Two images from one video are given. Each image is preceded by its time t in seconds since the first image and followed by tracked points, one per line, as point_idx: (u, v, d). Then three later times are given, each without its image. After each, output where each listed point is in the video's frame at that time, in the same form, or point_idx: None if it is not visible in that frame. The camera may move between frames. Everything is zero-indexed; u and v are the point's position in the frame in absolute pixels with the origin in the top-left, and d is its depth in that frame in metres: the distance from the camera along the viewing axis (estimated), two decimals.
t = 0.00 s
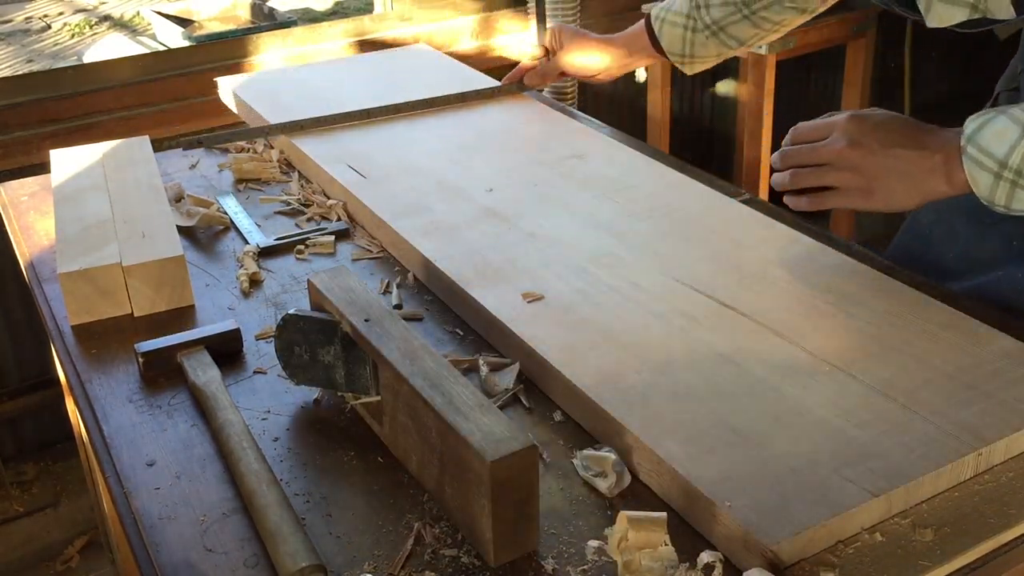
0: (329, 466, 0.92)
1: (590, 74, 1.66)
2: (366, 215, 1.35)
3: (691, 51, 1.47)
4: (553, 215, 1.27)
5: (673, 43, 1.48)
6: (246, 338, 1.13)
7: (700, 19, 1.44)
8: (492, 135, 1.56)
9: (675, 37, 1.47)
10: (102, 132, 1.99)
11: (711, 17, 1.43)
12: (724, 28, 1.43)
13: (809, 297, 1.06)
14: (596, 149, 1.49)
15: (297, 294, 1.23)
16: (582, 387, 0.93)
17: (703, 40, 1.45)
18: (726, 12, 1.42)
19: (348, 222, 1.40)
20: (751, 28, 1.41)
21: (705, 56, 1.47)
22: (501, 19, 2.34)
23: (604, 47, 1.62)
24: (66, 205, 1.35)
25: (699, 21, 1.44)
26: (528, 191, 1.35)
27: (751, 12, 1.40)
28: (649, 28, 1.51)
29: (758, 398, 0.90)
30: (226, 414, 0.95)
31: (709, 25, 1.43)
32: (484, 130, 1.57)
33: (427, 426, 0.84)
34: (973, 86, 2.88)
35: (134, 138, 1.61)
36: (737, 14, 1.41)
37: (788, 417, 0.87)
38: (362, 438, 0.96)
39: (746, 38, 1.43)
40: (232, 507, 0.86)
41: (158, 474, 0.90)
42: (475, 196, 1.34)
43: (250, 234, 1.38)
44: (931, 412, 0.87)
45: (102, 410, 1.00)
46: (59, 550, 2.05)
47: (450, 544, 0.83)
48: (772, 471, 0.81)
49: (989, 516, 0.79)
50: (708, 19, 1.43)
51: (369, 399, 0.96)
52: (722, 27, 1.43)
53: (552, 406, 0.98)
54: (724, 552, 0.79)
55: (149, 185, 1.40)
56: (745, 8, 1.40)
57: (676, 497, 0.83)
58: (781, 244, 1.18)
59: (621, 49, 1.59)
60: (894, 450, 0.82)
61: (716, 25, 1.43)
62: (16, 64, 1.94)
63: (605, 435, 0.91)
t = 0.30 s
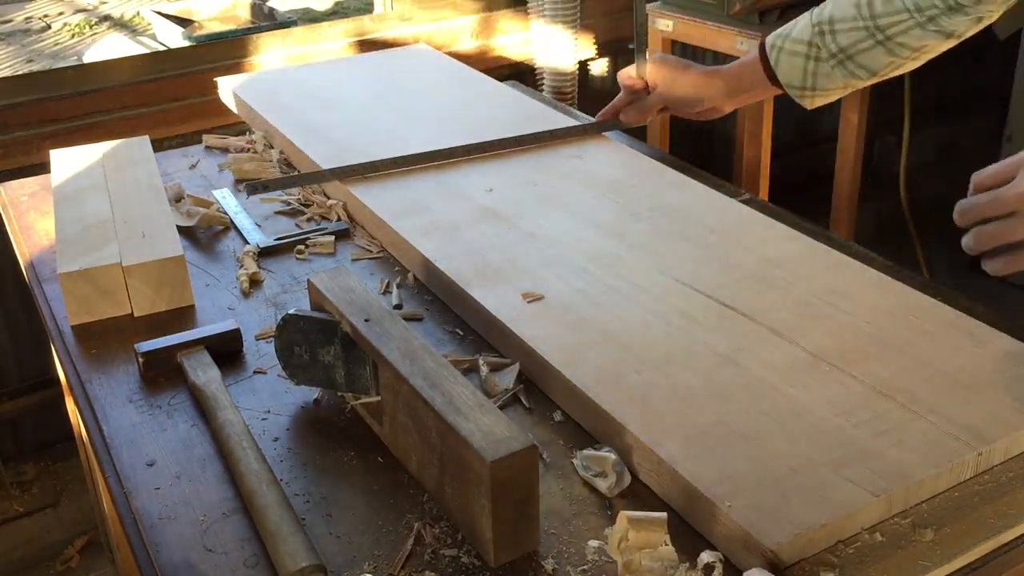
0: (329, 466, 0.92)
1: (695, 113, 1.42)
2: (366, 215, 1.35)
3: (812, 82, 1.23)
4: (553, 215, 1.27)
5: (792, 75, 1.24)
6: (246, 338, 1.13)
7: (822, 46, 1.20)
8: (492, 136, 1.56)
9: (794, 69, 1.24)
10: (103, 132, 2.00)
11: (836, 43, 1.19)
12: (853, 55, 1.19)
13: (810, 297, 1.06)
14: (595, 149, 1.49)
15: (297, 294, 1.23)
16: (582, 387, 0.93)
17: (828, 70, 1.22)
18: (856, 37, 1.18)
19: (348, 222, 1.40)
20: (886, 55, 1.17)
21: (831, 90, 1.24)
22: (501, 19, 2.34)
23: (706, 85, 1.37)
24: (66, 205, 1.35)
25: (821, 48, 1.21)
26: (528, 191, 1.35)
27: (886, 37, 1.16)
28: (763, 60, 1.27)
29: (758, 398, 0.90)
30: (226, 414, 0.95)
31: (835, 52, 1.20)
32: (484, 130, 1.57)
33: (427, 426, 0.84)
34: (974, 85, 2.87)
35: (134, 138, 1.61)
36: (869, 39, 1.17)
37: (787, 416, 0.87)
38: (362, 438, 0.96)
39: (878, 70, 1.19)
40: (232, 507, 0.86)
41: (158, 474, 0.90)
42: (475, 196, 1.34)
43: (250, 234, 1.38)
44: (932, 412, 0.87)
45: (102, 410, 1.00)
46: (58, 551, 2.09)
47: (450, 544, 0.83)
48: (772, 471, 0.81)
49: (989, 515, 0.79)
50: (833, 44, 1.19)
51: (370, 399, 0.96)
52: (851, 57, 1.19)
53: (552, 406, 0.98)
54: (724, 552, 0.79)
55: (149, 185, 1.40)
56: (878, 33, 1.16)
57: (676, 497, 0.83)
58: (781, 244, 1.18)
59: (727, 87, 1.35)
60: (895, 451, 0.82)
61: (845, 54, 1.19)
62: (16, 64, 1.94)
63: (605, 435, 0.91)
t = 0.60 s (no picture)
0: (328, 466, 0.92)
1: (788, 147, 1.23)
2: (366, 215, 1.35)
3: (930, 98, 1.04)
4: (553, 216, 1.27)
5: (906, 92, 1.05)
6: (246, 338, 1.13)
7: (943, 55, 1.03)
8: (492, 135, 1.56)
9: (910, 85, 1.05)
10: (104, 132, 2.00)
11: (957, 50, 1.02)
12: (977, 63, 1.01)
13: (810, 297, 1.06)
14: (596, 149, 1.49)
15: (297, 294, 1.23)
16: (582, 387, 0.93)
17: (949, 83, 1.03)
18: (982, 41, 1.00)
19: (348, 222, 1.40)
20: (1015, 58, 1.00)
21: (953, 107, 1.05)
22: (501, 19, 2.34)
23: (804, 116, 1.18)
24: (66, 205, 1.35)
25: (940, 58, 1.03)
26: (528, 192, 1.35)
27: (1015, 37, 0.99)
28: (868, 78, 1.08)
29: (757, 398, 0.90)
30: (226, 414, 0.95)
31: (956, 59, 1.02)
32: (484, 130, 1.57)
33: (427, 426, 0.84)
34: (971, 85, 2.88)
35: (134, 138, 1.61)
36: (994, 43, 1.00)
37: (786, 416, 0.87)
38: (362, 438, 0.96)
39: (1008, 75, 1.01)
40: (232, 507, 0.86)
41: (158, 474, 0.90)
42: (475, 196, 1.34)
43: (250, 234, 1.38)
44: (931, 412, 0.87)
45: (102, 410, 1.00)
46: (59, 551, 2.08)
47: (450, 544, 0.83)
48: (772, 471, 0.81)
49: (989, 515, 0.79)
50: (953, 52, 1.02)
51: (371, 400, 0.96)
52: (976, 64, 1.01)
53: (552, 406, 0.98)
54: (724, 552, 0.79)
55: (149, 185, 1.40)
56: (1007, 33, 0.99)
57: (676, 497, 0.83)
58: (781, 244, 1.18)
59: (828, 118, 1.15)
60: (894, 451, 0.82)
61: (968, 61, 1.02)
62: (16, 64, 1.94)
63: (605, 435, 0.91)
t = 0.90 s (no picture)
0: (329, 466, 0.92)
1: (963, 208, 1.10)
2: (365, 215, 1.35)
3: None
4: (554, 216, 1.27)
5: None
6: (246, 338, 1.13)
7: None
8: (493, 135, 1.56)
9: None
10: (104, 132, 2.00)
11: None
12: None
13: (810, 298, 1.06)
14: (596, 148, 1.49)
15: (297, 294, 1.23)
16: (582, 388, 0.93)
17: None
18: None
19: (348, 222, 1.40)
20: None
21: None
22: (501, 19, 2.34)
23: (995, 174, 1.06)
24: (66, 205, 1.35)
25: None
26: (528, 191, 1.35)
27: None
28: None
29: (757, 398, 0.90)
30: (226, 414, 0.95)
31: None
32: (484, 130, 1.57)
33: (427, 426, 0.84)
34: (970, 84, 2.88)
35: (134, 138, 1.61)
36: None
37: (787, 416, 0.87)
38: (362, 438, 0.96)
39: None
40: (232, 507, 0.86)
41: (158, 474, 0.90)
42: (475, 196, 1.34)
43: (250, 234, 1.38)
44: (932, 413, 0.86)
45: (102, 410, 1.00)
46: (59, 551, 2.08)
47: (450, 544, 0.83)
48: (772, 471, 0.81)
49: (989, 515, 0.79)
50: None
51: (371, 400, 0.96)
52: None
53: (553, 406, 0.98)
54: (724, 552, 0.79)
55: (149, 185, 1.40)
56: None
57: (676, 497, 0.83)
58: (781, 244, 1.18)
59: (1020, 177, 1.06)
60: (894, 451, 0.82)
61: None
62: (16, 64, 1.94)
63: (605, 435, 0.91)
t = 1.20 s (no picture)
0: (329, 466, 0.92)
1: None
2: (365, 215, 1.35)
3: None
4: (554, 216, 1.27)
5: None
6: (246, 338, 1.13)
7: None
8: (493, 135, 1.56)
9: None
10: (104, 132, 2.00)
11: None
12: None
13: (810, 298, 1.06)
14: (596, 148, 1.49)
15: (297, 294, 1.23)
16: (582, 388, 0.93)
17: None
18: None
19: (348, 222, 1.40)
20: None
21: None
22: (501, 19, 2.34)
23: None
24: (65, 205, 1.35)
25: None
26: (528, 191, 1.35)
27: None
28: None
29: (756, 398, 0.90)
30: (226, 414, 0.95)
31: None
32: (484, 130, 1.57)
33: (427, 426, 0.84)
34: (970, 84, 2.88)
35: (134, 138, 1.61)
36: None
37: (786, 417, 0.87)
38: (362, 438, 0.96)
39: None
40: (232, 507, 0.86)
41: (158, 474, 0.90)
42: (475, 196, 1.34)
43: (250, 234, 1.38)
44: (932, 413, 0.86)
45: (102, 410, 1.00)
46: (58, 551, 2.08)
47: (450, 544, 0.83)
48: (772, 471, 0.81)
49: (989, 515, 0.79)
50: None
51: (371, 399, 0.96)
52: None
53: (553, 406, 0.98)
54: (724, 552, 0.79)
55: (149, 185, 1.40)
56: None
57: (676, 497, 0.83)
58: (781, 244, 1.18)
59: None
60: (894, 451, 0.82)
61: None
62: (16, 64, 1.93)
63: (605, 435, 0.91)
